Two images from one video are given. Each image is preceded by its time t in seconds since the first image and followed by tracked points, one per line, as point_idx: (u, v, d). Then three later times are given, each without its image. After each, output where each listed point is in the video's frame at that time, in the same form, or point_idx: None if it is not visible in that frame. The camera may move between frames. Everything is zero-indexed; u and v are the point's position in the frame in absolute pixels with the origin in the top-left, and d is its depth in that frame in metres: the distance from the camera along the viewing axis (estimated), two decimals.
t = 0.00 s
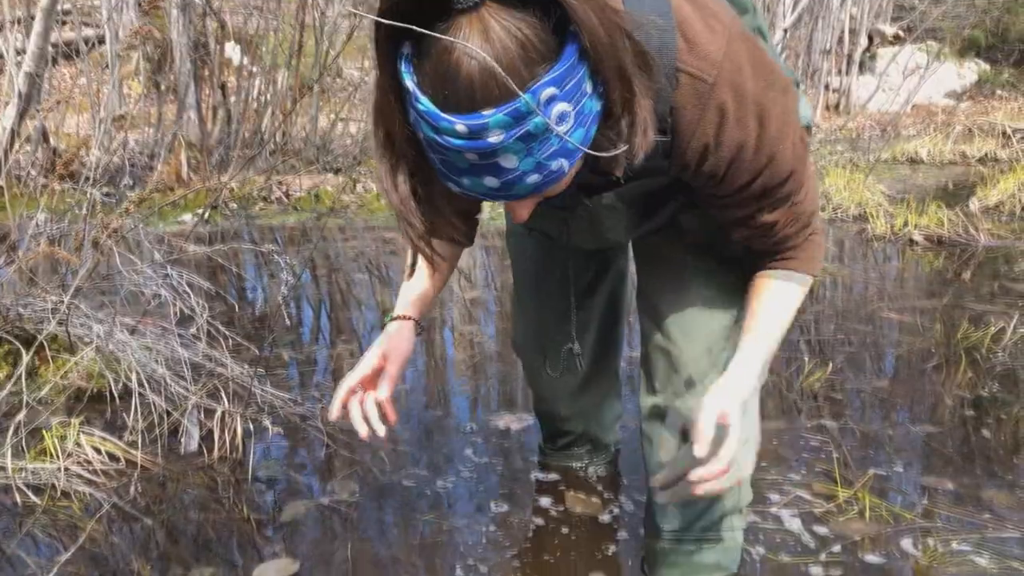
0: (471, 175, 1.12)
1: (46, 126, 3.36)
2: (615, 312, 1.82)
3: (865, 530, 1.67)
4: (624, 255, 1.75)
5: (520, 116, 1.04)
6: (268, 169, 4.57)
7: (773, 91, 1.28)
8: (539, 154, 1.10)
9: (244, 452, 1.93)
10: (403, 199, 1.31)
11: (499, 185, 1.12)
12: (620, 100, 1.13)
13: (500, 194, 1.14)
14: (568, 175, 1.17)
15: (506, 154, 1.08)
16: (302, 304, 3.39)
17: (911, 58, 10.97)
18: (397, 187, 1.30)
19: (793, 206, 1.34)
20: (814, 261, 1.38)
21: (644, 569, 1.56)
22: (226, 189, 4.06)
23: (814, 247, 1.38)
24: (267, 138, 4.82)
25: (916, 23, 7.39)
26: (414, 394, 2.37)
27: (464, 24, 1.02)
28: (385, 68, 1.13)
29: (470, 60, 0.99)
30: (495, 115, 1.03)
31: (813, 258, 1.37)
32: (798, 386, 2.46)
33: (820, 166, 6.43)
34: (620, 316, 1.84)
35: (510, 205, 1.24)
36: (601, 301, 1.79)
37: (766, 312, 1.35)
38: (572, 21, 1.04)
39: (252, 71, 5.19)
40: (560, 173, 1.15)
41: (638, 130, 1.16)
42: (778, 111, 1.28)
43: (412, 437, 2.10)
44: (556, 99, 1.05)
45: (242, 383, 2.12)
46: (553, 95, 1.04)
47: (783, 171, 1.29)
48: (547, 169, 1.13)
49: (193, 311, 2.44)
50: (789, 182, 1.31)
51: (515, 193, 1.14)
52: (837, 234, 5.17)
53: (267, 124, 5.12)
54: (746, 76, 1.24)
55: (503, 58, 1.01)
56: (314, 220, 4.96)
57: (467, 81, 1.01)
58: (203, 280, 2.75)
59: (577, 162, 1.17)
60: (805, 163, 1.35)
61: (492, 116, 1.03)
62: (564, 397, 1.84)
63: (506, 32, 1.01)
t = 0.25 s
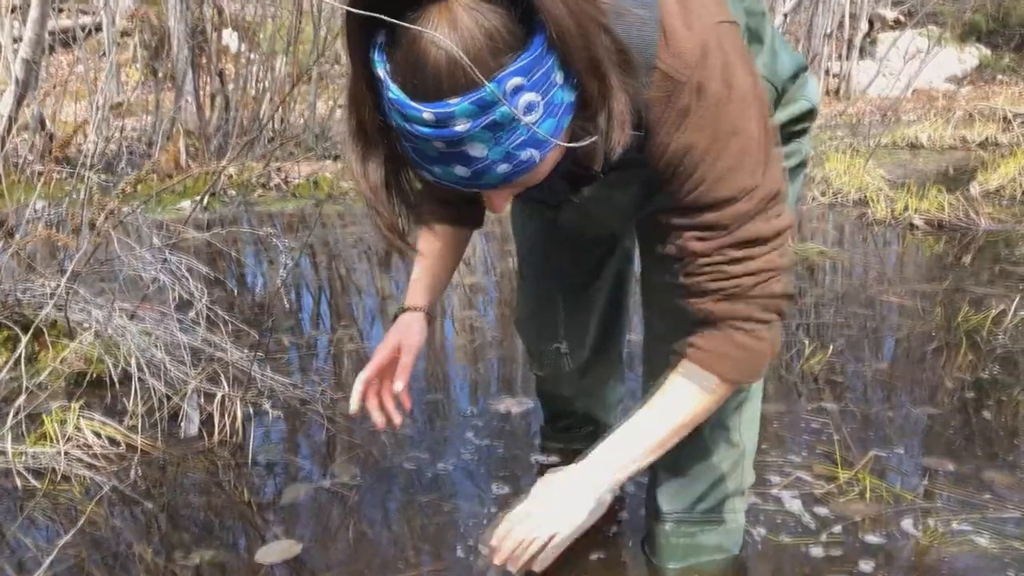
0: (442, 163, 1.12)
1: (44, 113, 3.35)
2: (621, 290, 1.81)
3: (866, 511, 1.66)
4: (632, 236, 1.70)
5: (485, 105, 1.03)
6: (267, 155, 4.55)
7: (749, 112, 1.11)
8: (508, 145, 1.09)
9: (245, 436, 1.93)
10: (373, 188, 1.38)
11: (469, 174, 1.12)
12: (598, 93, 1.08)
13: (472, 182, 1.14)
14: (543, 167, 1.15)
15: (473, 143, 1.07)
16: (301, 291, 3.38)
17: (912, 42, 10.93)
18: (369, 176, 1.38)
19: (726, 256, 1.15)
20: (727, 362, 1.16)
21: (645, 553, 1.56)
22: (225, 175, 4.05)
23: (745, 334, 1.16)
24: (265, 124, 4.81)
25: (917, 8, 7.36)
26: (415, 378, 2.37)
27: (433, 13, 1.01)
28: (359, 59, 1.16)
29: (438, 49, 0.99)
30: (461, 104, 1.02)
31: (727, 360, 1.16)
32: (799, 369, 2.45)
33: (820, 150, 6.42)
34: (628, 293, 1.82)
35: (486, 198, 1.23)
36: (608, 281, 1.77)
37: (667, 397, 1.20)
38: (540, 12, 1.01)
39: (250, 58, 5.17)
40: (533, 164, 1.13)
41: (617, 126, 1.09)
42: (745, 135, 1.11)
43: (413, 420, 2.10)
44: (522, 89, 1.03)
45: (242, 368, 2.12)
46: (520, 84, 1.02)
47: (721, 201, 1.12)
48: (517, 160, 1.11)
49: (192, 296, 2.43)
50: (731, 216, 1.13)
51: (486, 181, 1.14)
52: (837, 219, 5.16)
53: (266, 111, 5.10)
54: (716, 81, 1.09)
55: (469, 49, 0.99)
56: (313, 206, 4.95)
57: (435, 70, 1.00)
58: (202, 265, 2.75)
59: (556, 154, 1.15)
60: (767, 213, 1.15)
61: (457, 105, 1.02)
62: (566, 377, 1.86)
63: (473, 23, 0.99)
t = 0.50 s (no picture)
0: (410, 149, 1.16)
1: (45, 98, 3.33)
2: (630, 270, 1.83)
3: (871, 489, 1.66)
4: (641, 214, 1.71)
5: (447, 92, 1.06)
6: (269, 139, 4.54)
7: (719, 102, 1.10)
8: (473, 133, 1.12)
9: (249, 417, 1.93)
10: (348, 174, 1.38)
11: (436, 160, 1.15)
12: (567, 82, 1.12)
13: (440, 168, 1.17)
14: (512, 155, 1.18)
15: (438, 130, 1.11)
16: (304, 274, 3.38)
17: (917, 24, 10.85)
18: (343, 160, 1.37)
19: (680, 246, 1.16)
20: (686, 367, 1.18)
21: (650, 530, 1.55)
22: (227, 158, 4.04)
23: (695, 333, 1.17)
24: (266, 108, 4.79)
25: None
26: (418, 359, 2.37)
27: (400, 3, 1.05)
28: (335, 46, 1.22)
29: (403, 38, 1.03)
30: (423, 91, 1.06)
31: (677, 364, 1.19)
32: (803, 349, 2.45)
33: (825, 133, 6.39)
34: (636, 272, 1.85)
35: (463, 180, 1.27)
36: (614, 262, 1.79)
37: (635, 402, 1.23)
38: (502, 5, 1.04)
39: (252, 43, 5.15)
40: (498, 151, 1.16)
41: (585, 115, 1.13)
42: (710, 126, 1.10)
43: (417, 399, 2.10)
44: (484, 77, 1.06)
45: (245, 349, 2.13)
46: (482, 73, 1.06)
47: (677, 190, 1.13)
48: (483, 147, 1.14)
49: (194, 277, 2.43)
50: (688, 206, 1.13)
51: (453, 167, 1.17)
52: (842, 202, 5.14)
53: (268, 95, 5.08)
54: (687, 68, 1.09)
55: (431, 37, 1.03)
56: (316, 190, 4.93)
57: (399, 57, 1.04)
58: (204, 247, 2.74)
59: (527, 142, 1.18)
60: (729, 209, 1.14)
61: (420, 93, 1.06)
62: (573, 354, 1.88)
63: (436, 13, 1.03)
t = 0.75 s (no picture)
0: (392, 128, 1.16)
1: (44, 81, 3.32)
2: (634, 250, 1.81)
3: (875, 468, 1.66)
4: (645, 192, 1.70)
5: (423, 71, 1.06)
6: (270, 122, 4.52)
7: (712, 73, 1.06)
8: (451, 110, 1.12)
9: (251, 398, 1.93)
10: (330, 156, 1.37)
11: (418, 139, 1.16)
12: (549, 59, 1.11)
13: (422, 147, 1.17)
14: (494, 133, 1.18)
15: (417, 108, 1.11)
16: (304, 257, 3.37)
17: (920, 8, 10.79)
18: (326, 142, 1.36)
19: (690, 220, 1.11)
20: (711, 339, 1.14)
21: (654, 508, 1.54)
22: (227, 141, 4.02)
23: (718, 305, 1.13)
24: (266, 91, 4.76)
25: None
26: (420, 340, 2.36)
27: None
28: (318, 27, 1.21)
29: (378, 17, 1.03)
30: (399, 70, 1.06)
31: (700, 335, 1.14)
32: (806, 330, 2.44)
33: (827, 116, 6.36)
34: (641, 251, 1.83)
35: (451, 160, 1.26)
36: (618, 243, 1.77)
37: (662, 381, 1.20)
38: None
39: (251, 27, 5.12)
40: (479, 130, 1.15)
41: (569, 94, 1.11)
42: (706, 96, 1.06)
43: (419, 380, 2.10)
44: (461, 55, 1.06)
45: (246, 330, 2.12)
46: (457, 50, 1.06)
47: (679, 164, 1.09)
48: (464, 124, 1.14)
49: (195, 258, 2.42)
50: (693, 177, 1.09)
51: (436, 147, 1.17)
52: (845, 185, 5.12)
53: (268, 78, 5.05)
54: (676, 37, 1.05)
55: (405, 15, 1.03)
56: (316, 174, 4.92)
57: (375, 36, 1.04)
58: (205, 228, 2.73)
59: (512, 120, 1.18)
60: (735, 178, 1.09)
61: (396, 71, 1.06)
62: (575, 334, 1.87)
63: None
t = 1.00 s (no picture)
0: (384, 114, 1.18)
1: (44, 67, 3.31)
2: (636, 233, 1.81)
3: (878, 452, 1.65)
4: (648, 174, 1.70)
5: (411, 57, 1.08)
6: (270, 108, 4.50)
7: (716, 51, 1.09)
8: (440, 95, 1.13)
9: (252, 383, 1.93)
10: (325, 143, 1.37)
11: (409, 124, 1.17)
12: (538, 42, 1.12)
13: (414, 132, 1.19)
14: (483, 116, 1.19)
15: (406, 93, 1.13)
16: (305, 243, 3.36)
17: None
18: (320, 129, 1.36)
19: (720, 193, 1.14)
20: (752, 296, 1.16)
21: (657, 490, 1.54)
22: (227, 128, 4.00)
23: (761, 265, 1.15)
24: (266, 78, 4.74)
25: None
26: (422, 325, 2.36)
27: None
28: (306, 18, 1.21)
29: (364, 4, 1.05)
30: (387, 55, 1.07)
31: (743, 293, 1.17)
32: (808, 315, 2.44)
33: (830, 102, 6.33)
34: (644, 235, 1.83)
35: (448, 143, 1.28)
36: (620, 227, 1.77)
37: (699, 330, 1.22)
38: None
39: (251, 13, 5.10)
40: (469, 114, 1.17)
41: (559, 76, 1.11)
42: (713, 71, 1.09)
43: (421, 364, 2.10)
44: (448, 39, 1.08)
45: (247, 315, 2.12)
46: (444, 35, 1.07)
47: (699, 143, 1.12)
48: (455, 109, 1.15)
49: (195, 244, 2.42)
50: (710, 155, 1.12)
51: (427, 131, 1.18)
52: (847, 172, 5.10)
53: (268, 64, 5.03)
54: (676, 19, 1.08)
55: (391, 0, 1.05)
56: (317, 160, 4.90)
57: (362, 23, 1.06)
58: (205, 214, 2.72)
59: (502, 103, 1.19)
60: (756, 145, 1.13)
61: (384, 57, 1.08)
62: (575, 317, 1.87)
63: None
